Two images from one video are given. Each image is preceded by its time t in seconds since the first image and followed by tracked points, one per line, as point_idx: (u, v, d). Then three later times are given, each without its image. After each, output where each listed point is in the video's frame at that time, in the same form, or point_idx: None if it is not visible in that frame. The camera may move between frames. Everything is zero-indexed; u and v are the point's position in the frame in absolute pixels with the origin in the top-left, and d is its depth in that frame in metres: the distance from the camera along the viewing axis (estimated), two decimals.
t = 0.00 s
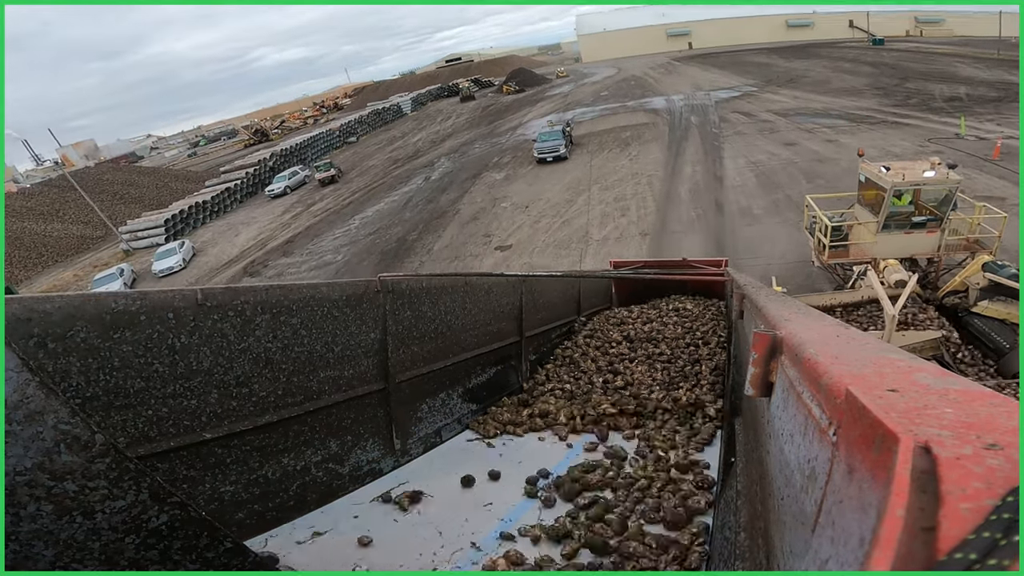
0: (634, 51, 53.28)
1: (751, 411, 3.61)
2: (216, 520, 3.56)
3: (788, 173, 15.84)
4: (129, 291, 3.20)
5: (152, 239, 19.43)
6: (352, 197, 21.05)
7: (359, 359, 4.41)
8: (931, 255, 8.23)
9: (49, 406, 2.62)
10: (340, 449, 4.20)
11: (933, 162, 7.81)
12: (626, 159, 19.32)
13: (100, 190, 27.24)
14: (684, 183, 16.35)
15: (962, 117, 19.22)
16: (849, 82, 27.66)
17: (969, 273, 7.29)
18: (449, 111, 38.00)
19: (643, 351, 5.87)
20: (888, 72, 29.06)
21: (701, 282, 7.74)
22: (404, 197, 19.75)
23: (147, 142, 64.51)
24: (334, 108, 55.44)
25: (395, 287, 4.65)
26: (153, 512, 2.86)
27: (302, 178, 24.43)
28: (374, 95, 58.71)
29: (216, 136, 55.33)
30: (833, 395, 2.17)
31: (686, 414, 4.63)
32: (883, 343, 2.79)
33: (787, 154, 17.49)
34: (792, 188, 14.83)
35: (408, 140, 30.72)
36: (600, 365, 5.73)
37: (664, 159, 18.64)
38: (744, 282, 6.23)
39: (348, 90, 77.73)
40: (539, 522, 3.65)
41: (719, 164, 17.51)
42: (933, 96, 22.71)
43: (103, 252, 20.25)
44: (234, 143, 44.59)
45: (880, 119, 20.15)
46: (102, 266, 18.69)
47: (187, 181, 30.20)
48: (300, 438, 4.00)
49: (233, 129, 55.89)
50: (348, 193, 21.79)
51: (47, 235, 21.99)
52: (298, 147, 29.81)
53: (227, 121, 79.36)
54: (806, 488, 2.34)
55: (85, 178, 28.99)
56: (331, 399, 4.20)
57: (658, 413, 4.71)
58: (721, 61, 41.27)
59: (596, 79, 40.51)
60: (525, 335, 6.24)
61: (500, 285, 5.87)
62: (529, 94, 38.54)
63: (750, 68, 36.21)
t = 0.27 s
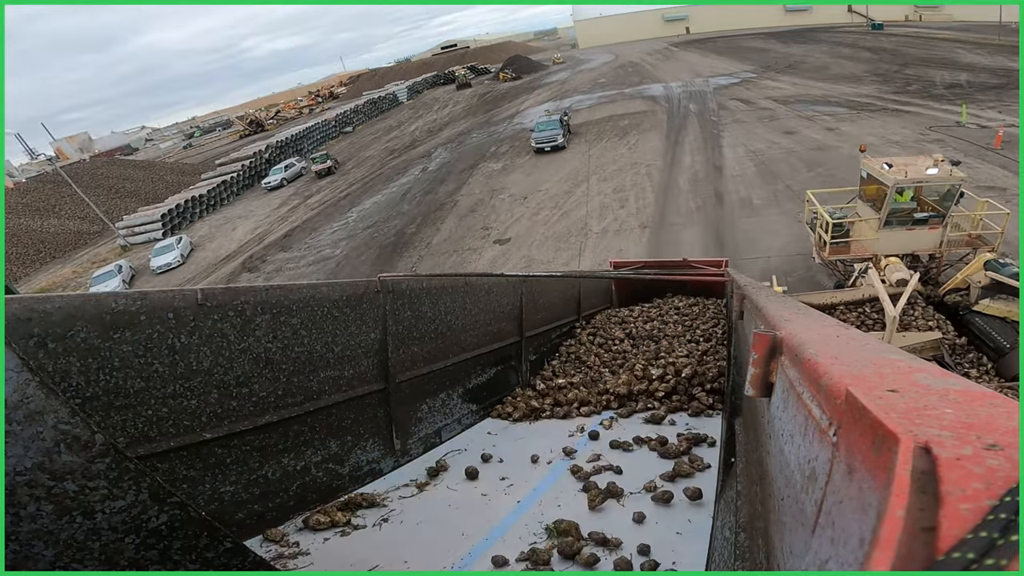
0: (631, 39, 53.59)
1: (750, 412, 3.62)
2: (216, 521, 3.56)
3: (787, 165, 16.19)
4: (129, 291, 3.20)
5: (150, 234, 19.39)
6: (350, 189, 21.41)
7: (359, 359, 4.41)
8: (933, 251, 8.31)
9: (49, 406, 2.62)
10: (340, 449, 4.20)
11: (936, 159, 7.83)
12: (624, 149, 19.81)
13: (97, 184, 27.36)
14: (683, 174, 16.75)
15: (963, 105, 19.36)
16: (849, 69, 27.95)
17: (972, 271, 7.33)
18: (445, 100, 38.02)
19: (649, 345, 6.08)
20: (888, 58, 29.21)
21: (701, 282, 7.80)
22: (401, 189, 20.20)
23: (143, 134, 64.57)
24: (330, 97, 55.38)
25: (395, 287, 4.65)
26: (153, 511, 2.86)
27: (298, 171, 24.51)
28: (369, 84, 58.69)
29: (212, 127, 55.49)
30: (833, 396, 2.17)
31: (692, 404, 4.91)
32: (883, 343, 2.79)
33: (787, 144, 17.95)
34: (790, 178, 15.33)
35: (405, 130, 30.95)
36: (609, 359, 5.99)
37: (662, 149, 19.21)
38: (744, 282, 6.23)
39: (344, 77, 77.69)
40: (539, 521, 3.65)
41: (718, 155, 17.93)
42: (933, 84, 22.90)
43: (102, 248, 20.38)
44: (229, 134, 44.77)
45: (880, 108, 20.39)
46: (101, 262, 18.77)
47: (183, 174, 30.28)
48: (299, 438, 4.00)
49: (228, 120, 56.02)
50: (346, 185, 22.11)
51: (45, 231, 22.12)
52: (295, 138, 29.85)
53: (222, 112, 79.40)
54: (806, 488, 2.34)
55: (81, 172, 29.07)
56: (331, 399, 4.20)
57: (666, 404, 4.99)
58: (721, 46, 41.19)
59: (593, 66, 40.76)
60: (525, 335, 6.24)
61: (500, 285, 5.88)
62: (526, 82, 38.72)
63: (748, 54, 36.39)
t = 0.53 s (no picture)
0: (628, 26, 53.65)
1: (750, 412, 3.63)
2: (216, 520, 3.55)
3: (787, 153, 16.27)
4: (129, 291, 3.20)
5: (146, 229, 19.49)
6: (347, 181, 21.55)
7: (359, 359, 4.41)
8: (935, 246, 8.36)
9: (49, 405, 2.62)
10: (340, 449, 4.20)
11: (939, 155, 7.81)
12: (622, 137, 19.98)
13: (93, 180, 27.37)
14: (682, 164, 16.84)
15: (964, 92, 19.37)
16: (848, 54, 28.02)
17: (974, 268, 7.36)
18: (441, 88, 37.87)
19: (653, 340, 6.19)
20: (888, 43, 29.21)
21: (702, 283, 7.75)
22: (398, 180, 20.36)
23: (138, 127, 64.48)
24: (324, 86, 55.12)
25: (395, 286, 4.65)
26: (153, 511, 2.86)
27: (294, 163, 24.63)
28: (363, 72, 58.30)
29: (208, 118, 55.46)
30: (833, 396, 2.17)
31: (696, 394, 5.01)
32: (884, 343, 2.78)
33: (787, 131, 18.07)
34: (790, 166, 15.36)
35: (402, 119, 31.01)
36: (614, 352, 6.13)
37: (661, 136, 19.40)
38: (744, 283, 6.20)
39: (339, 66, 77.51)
40: (539, 521, 3.65)
41: (717, 143, 18.05)
42: (933, 70, 22.94)
43: (99, 243, 20.40)
44: (224, 125, 44.78)
45: (880, 94, 20.45)
46: (98, 259, 18.77)
47: (179, 166, 30.23)
48: (300, 438, 4.00)
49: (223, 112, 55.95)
50: (342, 177, 22.23)
51: (42, 228, 22.16)
52: (291, 129, 29.85)
53: (216, 104, 79.27)
54: (806, 488, 2.34)
55: (77, 169, 29.06)
56: (331, 399, 4.20)
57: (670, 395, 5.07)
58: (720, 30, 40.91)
59: (590, 51, 40.80)
60: (525, 335, 6.24)
61: (500, 285, 5.87)
62: (522, 68, 38.72)
63: (746, 40, 36.43)
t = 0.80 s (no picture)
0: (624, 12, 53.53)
1: (750, 412, 3.64)
2: (216, 520, 3.55)
3: (787, 141, 16.31)
4: (129, 291, 3.19)
5: (143, 224, 19.64)
6: (343, 173, 21.61)
7: (359, 359, 4.41)
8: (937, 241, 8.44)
9: (49, 405, 2.62)
10: (340, 449, 4.20)
11: (942, 151, 7.81)
12: (620, 125, 20.01)
13: (88, 176, 27.32)
14: (680, 153, 16.87)
15: (965, 78, 19.36)
16: (848, 39, 27.95)
17: (976, 264, 7.42)
18: (437, 75, 37.79)
19: (656, 334, 6.53)
20: (887, 28, 29.17)
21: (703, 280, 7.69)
22: (395, 171, 20.43)
23: (132, 120, 64.28)
24: (318, 74, 54.85)
25: (395, 286, 4.65)
26: (153, 511, 2.86)
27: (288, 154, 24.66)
28: (358, 60, 58.02)
29: (202, 109, 55.31)
30: (833, 396, 2.17)
31: (696, 388, 5.41)
32: (883, 343, 2.78)
33: (786, 119, 18.10)
34: (790, 156, 15.33)
35: (397, 108, 30.99)
36: (620, 346, 6.49)
37: (659, 124, 19.46)
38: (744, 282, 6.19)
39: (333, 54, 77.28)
40: (539, 521, 3.65)
41: (716, 132, 18.08)
42: (933, 55, 22.94)
43: (95, 239, 20.40)
44: (218, 117, 44.69)
45: (879, 81, 20.46)
46: (96, 255, 18.73)
47: (173, 159, 30.13)
48: (300, 438, 4.00)
49: (216, 103, 55.81)
50: (339, 168, 22.26)
51: (39, 225, 22.16)
52: (285, 120, 29.82)
53: (209, 95, 78.92)
54: (806, 488, 2.34)
55: (71, 166, 29.01)
56: (331, 399, 4.20)
57: (671, 390, 5.48)
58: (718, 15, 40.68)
59: (586, 36, 40.72)
60: (525, 334, 6.25)
61: (500, 285, 5.87)
62: (518, 55, 38.63)
63: (744, 24, 36.38)
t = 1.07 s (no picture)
0: None
1: (750, 411, 3.65)
2: (216, 520, 3.55)
3: (786, 130, 16.30)
4: (129, 291, 3.18)
5: (139, 220, 19.60)
6: (340, 165, 21.64)
7: (359, 359, 4.41)
8: (938, 237, 8.47)
9: (49, 405, 2.61)
10: (340, 449, 4.21)
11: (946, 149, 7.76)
12: (618, 115, 19.98)
13: (84, 172, 27.26)
14: (679, 143, 16.87)
15: (966, 66, 19.33)
16: (847, 25, 27.84)
17: (977, 262, 7.44)
18: (432, 64, 37.67)
19: (658, 331, 6.63)
20: (886, 14, 29.11)
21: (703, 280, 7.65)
22: (393, 163, 20.45)
23: (127, 113, 64.14)
24: (312, 64, 54.60)
25: (395, 286, 4.65)
26: (153, 511, 2.87)
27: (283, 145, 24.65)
28: (354, 50, 57.88)
29: (197, 100, 55.18)
30: (833, 396, 2.17)
31: (696, 382, 5.55)
32: (884, 342, 2.78)
33: (786, 108, 18.08)
34: (789, 146, 15.31)
35: (393, 99, 30.98)
36: (623, 341, 6.63)
37: (658, 113, 19.47)
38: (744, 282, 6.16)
39: (328, 44, 77.11)
40: (538, 521, 3.65)
41: (715, 121, 18.07)
42: (933, 42, 22.93)
43: (92, 235, 20.39)
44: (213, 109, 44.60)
45: (879, 68, 20.46)
46: (94, 252, 18.71)
47: (169, 153, 30.07)
48: (300, 438, 4.00)
49: (211, 95, 55.69)
50: (336, 160, 22.27)
51: (35, 222, 22.14)
52: (280, 112, 29.81)
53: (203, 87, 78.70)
54: (806, 488, 2.34)
55: (66, 163, 28.93)
56: (331, 398, 4.20)
57: (673, 383, 5.62)
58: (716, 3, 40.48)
59: (583, 23, 40.60)
60: (525, 334, 6.25)
61: (500, 285, 5.88)
62: (514, 43, 38.52)
63: (742, 11, 36.27)
